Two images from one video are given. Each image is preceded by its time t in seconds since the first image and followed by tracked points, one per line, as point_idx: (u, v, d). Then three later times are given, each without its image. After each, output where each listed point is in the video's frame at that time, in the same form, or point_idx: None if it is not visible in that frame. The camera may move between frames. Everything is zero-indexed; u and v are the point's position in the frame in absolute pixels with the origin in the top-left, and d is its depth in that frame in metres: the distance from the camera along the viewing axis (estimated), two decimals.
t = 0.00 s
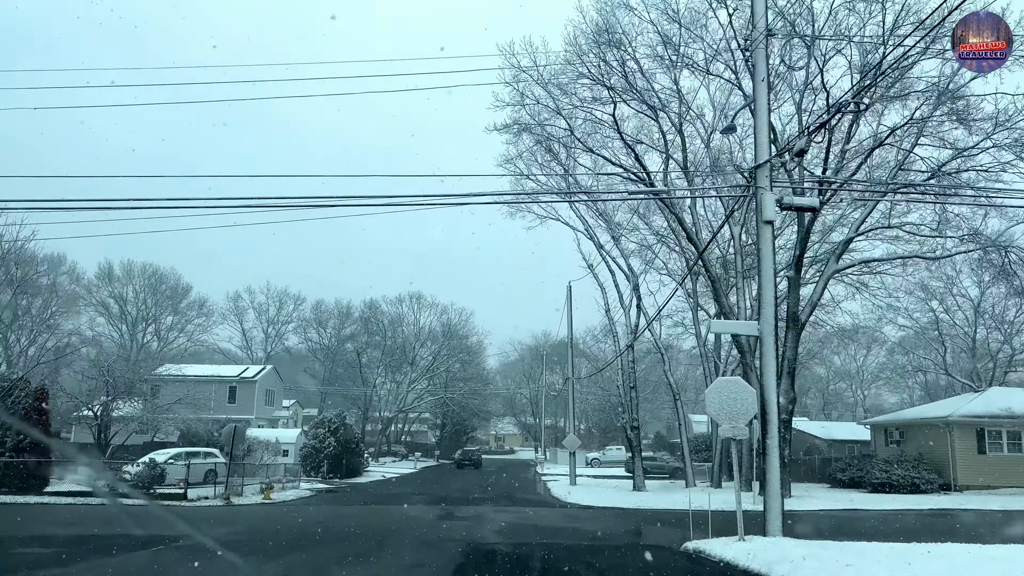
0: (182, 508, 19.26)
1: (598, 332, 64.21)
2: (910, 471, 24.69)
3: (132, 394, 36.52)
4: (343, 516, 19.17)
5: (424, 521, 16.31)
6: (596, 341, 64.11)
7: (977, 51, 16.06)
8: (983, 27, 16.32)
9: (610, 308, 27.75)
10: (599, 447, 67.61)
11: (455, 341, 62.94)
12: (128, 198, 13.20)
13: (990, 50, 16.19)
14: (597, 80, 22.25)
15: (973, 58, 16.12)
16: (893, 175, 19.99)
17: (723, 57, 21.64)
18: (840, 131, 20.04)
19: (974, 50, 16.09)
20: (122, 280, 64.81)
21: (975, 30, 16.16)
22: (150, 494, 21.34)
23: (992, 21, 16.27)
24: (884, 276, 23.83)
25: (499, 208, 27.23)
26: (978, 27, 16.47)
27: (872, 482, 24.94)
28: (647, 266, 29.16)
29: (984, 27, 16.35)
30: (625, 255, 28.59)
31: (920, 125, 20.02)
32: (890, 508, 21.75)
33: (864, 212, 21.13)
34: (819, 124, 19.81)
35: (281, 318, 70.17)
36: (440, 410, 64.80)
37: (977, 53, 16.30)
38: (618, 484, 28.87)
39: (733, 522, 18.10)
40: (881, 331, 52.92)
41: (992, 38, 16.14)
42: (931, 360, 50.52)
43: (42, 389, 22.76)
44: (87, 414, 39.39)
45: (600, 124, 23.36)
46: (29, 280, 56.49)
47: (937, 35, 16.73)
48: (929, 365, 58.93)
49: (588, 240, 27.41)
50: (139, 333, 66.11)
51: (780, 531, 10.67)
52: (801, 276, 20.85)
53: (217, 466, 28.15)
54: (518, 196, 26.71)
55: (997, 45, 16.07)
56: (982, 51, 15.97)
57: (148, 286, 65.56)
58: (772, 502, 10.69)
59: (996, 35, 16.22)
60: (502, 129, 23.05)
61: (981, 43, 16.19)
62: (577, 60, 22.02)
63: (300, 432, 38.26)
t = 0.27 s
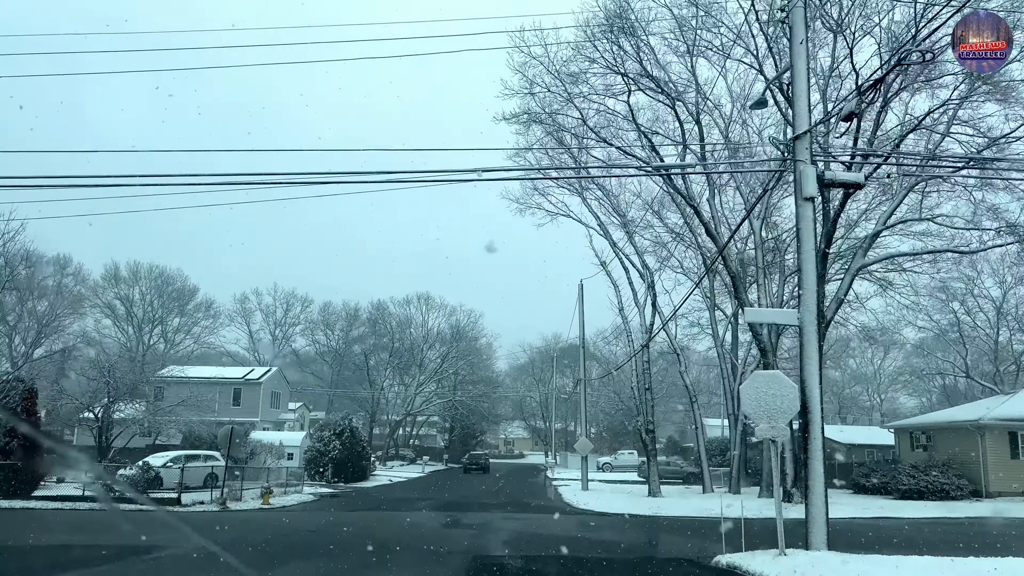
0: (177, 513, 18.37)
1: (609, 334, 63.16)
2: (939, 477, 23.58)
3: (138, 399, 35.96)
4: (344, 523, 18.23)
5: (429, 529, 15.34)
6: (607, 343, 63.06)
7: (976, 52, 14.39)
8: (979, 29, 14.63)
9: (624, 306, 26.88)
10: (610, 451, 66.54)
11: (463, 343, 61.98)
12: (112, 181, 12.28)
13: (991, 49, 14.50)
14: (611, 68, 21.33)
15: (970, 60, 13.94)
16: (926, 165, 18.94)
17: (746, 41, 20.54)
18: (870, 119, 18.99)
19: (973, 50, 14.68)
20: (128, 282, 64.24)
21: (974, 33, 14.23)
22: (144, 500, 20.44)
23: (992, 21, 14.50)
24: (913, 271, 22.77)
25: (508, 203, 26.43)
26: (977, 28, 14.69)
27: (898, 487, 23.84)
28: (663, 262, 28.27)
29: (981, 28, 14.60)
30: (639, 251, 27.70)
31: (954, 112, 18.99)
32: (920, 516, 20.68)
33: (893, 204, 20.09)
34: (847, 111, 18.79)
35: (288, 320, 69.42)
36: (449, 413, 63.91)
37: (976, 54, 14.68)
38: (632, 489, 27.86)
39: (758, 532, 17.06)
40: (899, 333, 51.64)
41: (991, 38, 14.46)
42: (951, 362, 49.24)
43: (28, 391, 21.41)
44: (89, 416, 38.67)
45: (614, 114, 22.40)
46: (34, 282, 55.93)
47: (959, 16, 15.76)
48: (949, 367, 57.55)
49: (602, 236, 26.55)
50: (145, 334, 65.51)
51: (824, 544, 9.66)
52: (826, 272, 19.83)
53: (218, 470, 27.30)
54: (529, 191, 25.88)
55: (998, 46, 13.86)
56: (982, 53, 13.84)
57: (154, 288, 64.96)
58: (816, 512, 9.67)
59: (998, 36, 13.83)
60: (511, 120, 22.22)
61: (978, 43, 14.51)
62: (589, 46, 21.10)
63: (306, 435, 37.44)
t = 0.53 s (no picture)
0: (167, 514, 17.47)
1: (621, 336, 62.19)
2: (969, 482, 22.51)
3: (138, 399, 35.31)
4: (342, 527, 17.30)
5: (433, 536, 14.39)
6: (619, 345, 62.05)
7: (979, 50, 13.91)
8: (983, 26, 14.22)
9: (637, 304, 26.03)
10: (620, 455, 65.50)
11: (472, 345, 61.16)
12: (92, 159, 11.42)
13: (992, 48, 14.20)
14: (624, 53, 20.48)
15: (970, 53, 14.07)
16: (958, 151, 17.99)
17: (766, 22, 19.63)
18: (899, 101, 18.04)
19: (975, 47, 14.25)
20: (134, 283, 63.73)
21: (976, 30, 14.04)
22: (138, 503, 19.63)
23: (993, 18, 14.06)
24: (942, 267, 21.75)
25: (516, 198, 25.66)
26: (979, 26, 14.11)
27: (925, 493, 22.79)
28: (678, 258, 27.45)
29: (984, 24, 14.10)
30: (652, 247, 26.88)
31: (987, 96, 18.04)
32: (951, 523, 19.65)
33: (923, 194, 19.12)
34: (874, 94, 17.85)
35: (296, 321, 68.79)
36: (457, 416, 63.07)
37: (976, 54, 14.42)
38: (645, 494, 26.87)
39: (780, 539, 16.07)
40: (917, 335, 50.51)
41: (991, 37, 14.07)
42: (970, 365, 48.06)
43: (16, 386, 19.54)
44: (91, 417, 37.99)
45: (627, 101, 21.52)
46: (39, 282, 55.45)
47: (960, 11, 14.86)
48: (968, 370, 56.23)
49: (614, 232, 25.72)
50: (151, 335, 64.97)
51: (876, 558, 8.42)
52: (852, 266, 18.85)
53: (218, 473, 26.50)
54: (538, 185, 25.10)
55: (998, 46, 14.02)
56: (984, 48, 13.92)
57: (160, 289, 64.47)
58: (865, 521, 8.54)
59: (998, 35, 13.94)
60: (520, 108, 21.39)
61: (978, 42, 14.12)
62: (601, 30, 20.28)
63: (311, 438, 36.67)
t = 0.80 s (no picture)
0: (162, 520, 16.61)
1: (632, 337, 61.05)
2: (1003, 487, 21.37)
3: (141, 399, 34.63)
4: (345, 533, 16.37)
5: (437, 545, 13.39)
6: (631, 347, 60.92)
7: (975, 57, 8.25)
8: (977, 24, 8.36)
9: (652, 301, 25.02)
10: (633, 459, 64.33)
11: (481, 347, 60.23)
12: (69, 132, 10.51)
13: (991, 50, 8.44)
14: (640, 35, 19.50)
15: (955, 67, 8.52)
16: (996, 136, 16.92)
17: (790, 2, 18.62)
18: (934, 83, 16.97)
19: (968, 51, 8.35)
20: (141, 284, 63.15)
21: (967, 29, 8.36)
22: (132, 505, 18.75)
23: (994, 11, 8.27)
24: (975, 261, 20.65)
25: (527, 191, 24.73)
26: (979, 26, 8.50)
27: (957, 498, 21.66)
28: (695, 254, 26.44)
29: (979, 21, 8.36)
30: (668, 242, 25.89)
31: None
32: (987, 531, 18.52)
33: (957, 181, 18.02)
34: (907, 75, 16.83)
35: (303, 323, 68.07)
36: (467, 420, 62.15)
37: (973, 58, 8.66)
38: (661, 498, 25.83)
39: (809, 547, 15.03)
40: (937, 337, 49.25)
41: (994, 37, 8.30)
42: (992, 367, 46.77)
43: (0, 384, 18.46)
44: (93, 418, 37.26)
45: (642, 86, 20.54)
46: (44, 283, 54.90)
47: None
48: (991, 372, 54.71)
49: (629, 227, 24.76)
50: (158, 337, 64.38)
51: None
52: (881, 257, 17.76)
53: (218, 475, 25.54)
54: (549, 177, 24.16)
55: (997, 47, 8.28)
56: (975, 54, 8.37)
57: (167, 289, 63.86)
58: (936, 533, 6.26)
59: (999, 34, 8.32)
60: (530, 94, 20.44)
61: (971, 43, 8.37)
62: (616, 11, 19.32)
63: (317, 440, 35.88)
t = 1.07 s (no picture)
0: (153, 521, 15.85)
1: (641, 339, 60.31)
2: None
3: (142, 401, 34.11)
4: (345, 539, 15.60)
5: (440, 553, 12.56)
6: (640, 348, 60.20)
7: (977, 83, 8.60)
8: (978, 23, 6.54)
9: (664, 297, 24.13)
10: (642, 462, 63.52)
11: (488, 348, 59.45)
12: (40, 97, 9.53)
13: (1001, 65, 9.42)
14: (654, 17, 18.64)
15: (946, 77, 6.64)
16: None
17: None
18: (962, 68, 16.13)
19: (964, 50, 6.37)
20: (145, 284, 62.65)
21: (968, 29, 6.53)
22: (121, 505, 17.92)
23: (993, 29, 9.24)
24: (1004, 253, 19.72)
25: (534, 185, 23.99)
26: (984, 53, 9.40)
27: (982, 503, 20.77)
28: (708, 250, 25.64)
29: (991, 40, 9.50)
30: (681, 237, 25.10)
31: None
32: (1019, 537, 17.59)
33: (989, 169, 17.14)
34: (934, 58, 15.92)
35: (309, 324, 67.46)
36: (473, 422, 61.36)
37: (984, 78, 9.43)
38: (673, 502, 24.98)
39: (834, 554, 14.19)
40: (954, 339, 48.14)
41: (993, 39, 6.42)
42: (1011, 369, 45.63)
43: None
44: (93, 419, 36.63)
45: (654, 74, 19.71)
46: (47, 283, 54.43)
47: None
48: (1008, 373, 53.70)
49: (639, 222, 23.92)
50: (162, 338, 63.87)
51: None
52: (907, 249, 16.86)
53: (217, 477, 24.72)
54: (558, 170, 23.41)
55: (1001, 47, 6.43)
56: (975, 56, 6.45)
57: (171, 290, 63.32)
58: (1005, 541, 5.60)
59: (1003, 33, 6.47)
60: (537, 82, 19.67)
61: (968, 46, 6.53)
62: None
63: (320, 442, 35.14)
